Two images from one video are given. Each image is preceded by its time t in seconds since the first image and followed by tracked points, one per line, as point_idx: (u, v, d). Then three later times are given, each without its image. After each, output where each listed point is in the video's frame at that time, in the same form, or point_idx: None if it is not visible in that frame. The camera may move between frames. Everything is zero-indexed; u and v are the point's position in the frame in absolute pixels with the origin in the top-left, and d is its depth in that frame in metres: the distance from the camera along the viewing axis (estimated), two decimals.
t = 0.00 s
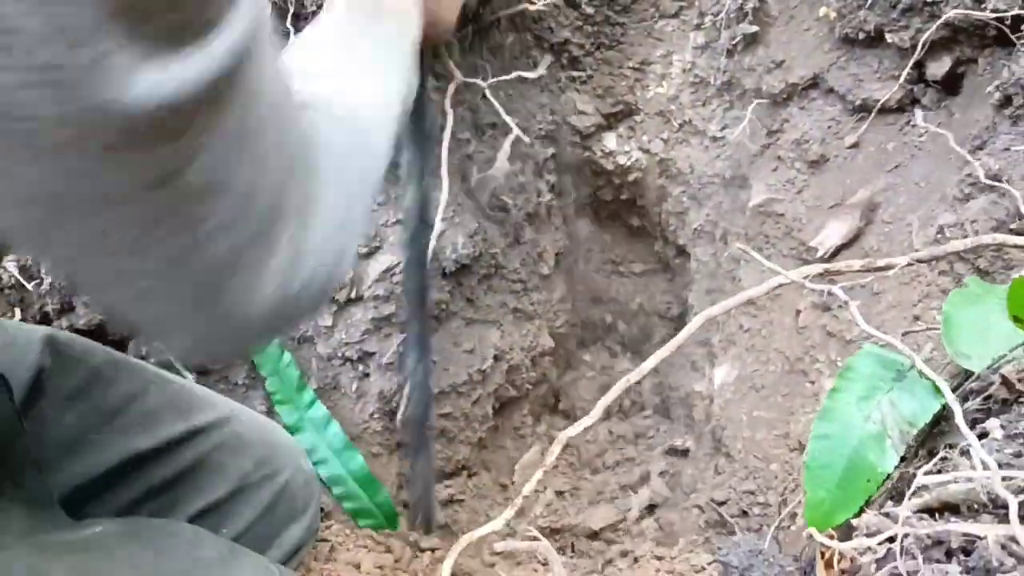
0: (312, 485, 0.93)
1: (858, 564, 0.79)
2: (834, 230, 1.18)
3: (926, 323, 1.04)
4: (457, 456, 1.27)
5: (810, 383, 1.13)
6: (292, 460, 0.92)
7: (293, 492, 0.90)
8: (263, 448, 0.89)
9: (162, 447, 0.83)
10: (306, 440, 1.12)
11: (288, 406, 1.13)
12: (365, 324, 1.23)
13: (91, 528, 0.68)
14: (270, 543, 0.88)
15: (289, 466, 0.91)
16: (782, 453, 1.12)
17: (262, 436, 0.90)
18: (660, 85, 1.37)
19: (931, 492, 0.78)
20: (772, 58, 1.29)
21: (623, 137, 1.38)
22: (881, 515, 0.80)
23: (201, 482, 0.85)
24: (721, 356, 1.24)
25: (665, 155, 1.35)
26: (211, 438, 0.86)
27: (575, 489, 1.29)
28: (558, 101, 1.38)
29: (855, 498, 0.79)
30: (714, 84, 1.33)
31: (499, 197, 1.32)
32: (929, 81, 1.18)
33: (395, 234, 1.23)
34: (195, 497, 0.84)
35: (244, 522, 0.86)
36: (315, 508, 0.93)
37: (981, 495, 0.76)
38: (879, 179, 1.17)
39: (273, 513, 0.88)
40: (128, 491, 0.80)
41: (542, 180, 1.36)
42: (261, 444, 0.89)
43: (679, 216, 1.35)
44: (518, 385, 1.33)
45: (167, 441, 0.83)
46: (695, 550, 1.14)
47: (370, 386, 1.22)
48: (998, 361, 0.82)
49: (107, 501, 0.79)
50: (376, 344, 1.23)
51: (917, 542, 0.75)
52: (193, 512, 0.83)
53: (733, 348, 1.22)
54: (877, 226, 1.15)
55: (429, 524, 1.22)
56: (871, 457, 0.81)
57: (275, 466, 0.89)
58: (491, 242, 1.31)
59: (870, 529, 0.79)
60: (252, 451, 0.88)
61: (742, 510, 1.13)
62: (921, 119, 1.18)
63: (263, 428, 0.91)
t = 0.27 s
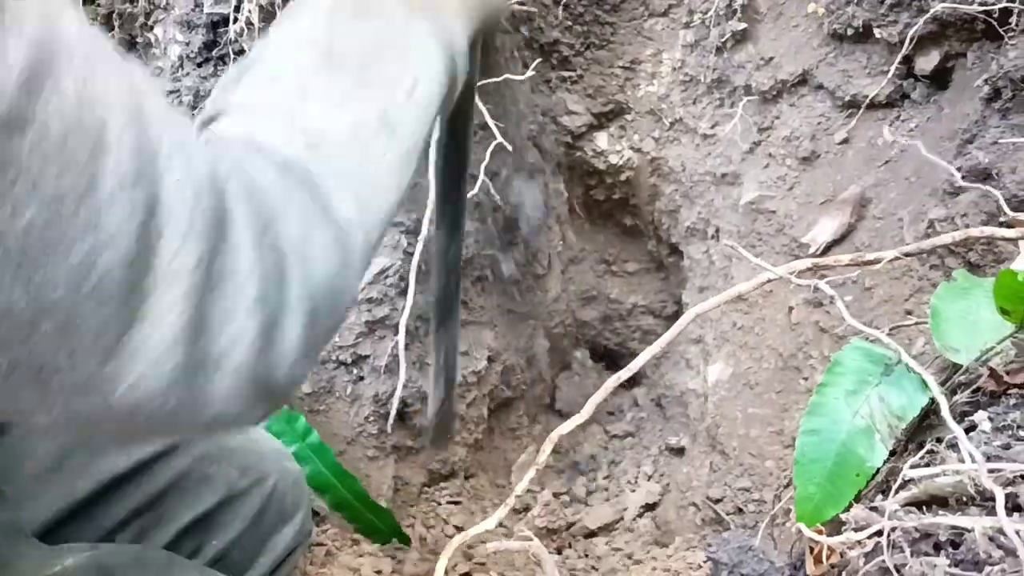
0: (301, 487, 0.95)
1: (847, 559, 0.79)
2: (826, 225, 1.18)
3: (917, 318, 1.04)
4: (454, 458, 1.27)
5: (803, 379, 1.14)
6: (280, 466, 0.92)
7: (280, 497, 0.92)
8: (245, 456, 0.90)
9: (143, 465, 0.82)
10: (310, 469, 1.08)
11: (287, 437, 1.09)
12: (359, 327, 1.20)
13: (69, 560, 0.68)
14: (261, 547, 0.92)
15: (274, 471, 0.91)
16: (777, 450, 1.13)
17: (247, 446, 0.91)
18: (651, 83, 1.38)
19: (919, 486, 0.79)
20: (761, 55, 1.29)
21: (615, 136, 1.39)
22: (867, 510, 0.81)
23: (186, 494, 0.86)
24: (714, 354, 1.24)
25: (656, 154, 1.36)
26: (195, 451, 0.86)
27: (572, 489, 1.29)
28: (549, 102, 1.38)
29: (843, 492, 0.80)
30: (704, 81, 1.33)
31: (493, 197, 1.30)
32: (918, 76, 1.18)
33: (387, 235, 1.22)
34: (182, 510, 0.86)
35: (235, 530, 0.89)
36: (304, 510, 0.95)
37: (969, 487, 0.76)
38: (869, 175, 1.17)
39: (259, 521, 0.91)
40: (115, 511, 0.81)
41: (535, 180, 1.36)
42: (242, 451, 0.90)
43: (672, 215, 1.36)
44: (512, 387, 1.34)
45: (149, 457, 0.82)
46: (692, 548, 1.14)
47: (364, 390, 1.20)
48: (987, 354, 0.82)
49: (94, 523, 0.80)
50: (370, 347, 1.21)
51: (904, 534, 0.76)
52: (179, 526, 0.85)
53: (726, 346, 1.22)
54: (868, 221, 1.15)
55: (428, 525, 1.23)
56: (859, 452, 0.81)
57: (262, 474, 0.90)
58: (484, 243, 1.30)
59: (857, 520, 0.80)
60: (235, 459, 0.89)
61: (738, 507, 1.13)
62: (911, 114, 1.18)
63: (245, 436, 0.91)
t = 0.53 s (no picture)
0: (292, 485, 0.93)
1: (839, 560, 0.79)
2: (818, 226, 1.18)
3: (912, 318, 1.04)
4: (450, 463, 1.27)
5: (798, 380, 1.13)
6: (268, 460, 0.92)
7: (271, 489, 0.90)
8: (232, 450, 0.89)
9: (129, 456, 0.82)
10: (312, 483, 1.10)
11: (289, 450, 1.10)
12: (354, 333, 1.20)
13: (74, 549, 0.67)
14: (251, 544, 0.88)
15: (263, 466, 0.91)
16: (773, 451, 1.12)
17: (234, 439, 0.91)
18: (642, 86, 1.38)
19: (910, 486, 0.78)
20: (752, 56, 1.29)
21: (608, 139, 1.39)
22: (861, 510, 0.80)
23: (176, 485, 0.84)
24: (709, 355, 1.25)
25: (648, 157, 1.36)
26: (182, 443, 0.86)
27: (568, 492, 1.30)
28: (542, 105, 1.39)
29: (836, 493, 0.80)
30: (695, 83, 1.33)
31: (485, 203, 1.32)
32: (908, 76, 1.19)
33: (381, 241, 1.22)
34: (172, 500, 0.83)
35: (223, 522, 0.86)
36: (296, 507, 0.93)
37: (959, 487, 0.76)
38: (861, 175, 1.17)
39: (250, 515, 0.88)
40: (103, 504, 0.80)
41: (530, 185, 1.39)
42: (230, 446, 0.89)
43: (665, 217, 1.36)
44: (508, 390, 1.34)
45: (132, 451, 0.82)
46: (689, 549, 1.14)
47: (359, 396, 1.19)
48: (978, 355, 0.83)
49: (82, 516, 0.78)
50: (364, 352, 1.20)
51: (896, 535, 0.75)
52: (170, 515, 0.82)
53: (721, 347, 1.23)
54: (860, 221, 1.16)
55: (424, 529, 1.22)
56: (851, 453, 0.81)
57: (252, 465, 0.90)
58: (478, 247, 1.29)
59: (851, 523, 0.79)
60: (223, 453, 0.88)
61: (734, 508, 1.14)
62: (901, 114, 1.18)
63: (233, 432, 0.91)
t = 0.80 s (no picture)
0: (297, 498, 0.94)
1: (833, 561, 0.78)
2: (811, 227, 1.18)
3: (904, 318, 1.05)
4: (446, 468, 1.26)
5: (793, 381, 1.15)
6: (275, 471, 0.92)
7: (276, 502, 0.90)
8: (240, 459, 0.89)
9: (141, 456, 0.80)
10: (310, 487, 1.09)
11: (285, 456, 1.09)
12: (348, 338, 1.20)
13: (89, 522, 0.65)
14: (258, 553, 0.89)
15: (270, 477, 0.90)
16: (768, 452, 1.13)
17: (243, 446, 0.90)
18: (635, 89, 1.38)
19: (901, 485, 0.78)
20: (743, 58, 1.30)
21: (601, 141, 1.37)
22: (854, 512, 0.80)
23: (183, 489, 0.82)
24: (704, 358, 1.24)
25: (642, 159, 1.36)
26: (191, 449, 0.85)
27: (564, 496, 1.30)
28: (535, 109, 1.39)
29: (829, 493, 0.79)
30: (687, 86, 1.34)
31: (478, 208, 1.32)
32: (899, 76, 1.18)
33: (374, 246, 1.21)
34: (179, 503, 0.81)
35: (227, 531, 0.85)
36: (297, 522, 0.94)
37: (951, 486, 0.76)
38: (854, 175, 1.17)
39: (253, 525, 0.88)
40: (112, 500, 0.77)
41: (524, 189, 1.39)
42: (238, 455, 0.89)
43: (659, 219, 1.33)
44: (503, 394, 1.34)
45: (144, 451, 0.80)
46: (685, 551, 1.14)
47: (354, 402, 1.19)
48: (968, 354, 0.83)
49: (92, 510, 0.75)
50: (359, 358, 1.20)
51: (888, 536, 0.75)
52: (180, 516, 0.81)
53: (716, 348, 1.23)
54: (853, 222, 1.16)
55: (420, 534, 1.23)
56: (843, 454, 0.81)
57: (259, 475, 0.89)
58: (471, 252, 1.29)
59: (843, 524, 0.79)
60: (231, 462, 0.87)
61: (730, 509, 1.14)
62: (893, 114, 1.18)
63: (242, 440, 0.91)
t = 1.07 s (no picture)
0: (287, 500, 0.93)
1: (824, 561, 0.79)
2: (804, 229, 1.19)
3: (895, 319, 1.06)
4: (442, 473, 1.27)
5: (788, 383, 1.15)
6: (264, 477, 0.91)
7: (268, 506, 0.89)
8: (233, 463, 0.88)
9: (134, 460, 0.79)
10: (306, 494, 1.09)
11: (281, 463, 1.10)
12: (343, 344, 1.20)
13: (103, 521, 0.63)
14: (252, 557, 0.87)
15: (260, 481, 0.90)
16: (763, 454, 1.14)
17: (233, 453, 0.89)
18: (627, 93, 1.37)
19: (893, 487, 0.79)
20: (735, 62, 1.29)
21: (594, 146, 1.38)
22: (843, 513, 0.81)
23: (178, 491, 0.81)
24: (699, 360, 1.25)
25: (635, 163, 1.36)
26: (185, 452, 0.84)
27: (561, 499, 1.30)
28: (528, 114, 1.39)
29: (821, 496, 0.79)
30: (680, 89, 1.34)
31: (472, 213, 1.33)
32: (890, 79, 1.19)
33: (369, 252, 1.22)
34: (172, 505, 0.80)
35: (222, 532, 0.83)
36: (290, 526, 0.93)
37: (941, 486, 0.76)
38: (846, 177, 1.18)
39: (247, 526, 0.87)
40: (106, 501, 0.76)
41: (517, 193, 1.39)
42: (230, 459, 0.88)
43: (653, 223, 1.36)
44: (499, 398, 1.34)
45: (137, 453, 0.80)
46: (681, 554, 1.15)
47: (350, 408, 1.19)
48: (959, 355, 0.83)
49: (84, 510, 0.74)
50: (354, 364, 1.20)
51: (880, 537, 0.76)
52: (175, 519, 0.80)
53: (711, 351, 1.23)
54: (845, 224, 1.16)
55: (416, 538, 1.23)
56: (836, 456, 0.81)
57: (251, 479, 0.88)
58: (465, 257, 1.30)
59: (833, 525, 0.80)
60: (224, 466, 0.86)
61: (726, 512, 1.15)
62: (885, 116, 1.18)
63: (233, 446, 0.90)
